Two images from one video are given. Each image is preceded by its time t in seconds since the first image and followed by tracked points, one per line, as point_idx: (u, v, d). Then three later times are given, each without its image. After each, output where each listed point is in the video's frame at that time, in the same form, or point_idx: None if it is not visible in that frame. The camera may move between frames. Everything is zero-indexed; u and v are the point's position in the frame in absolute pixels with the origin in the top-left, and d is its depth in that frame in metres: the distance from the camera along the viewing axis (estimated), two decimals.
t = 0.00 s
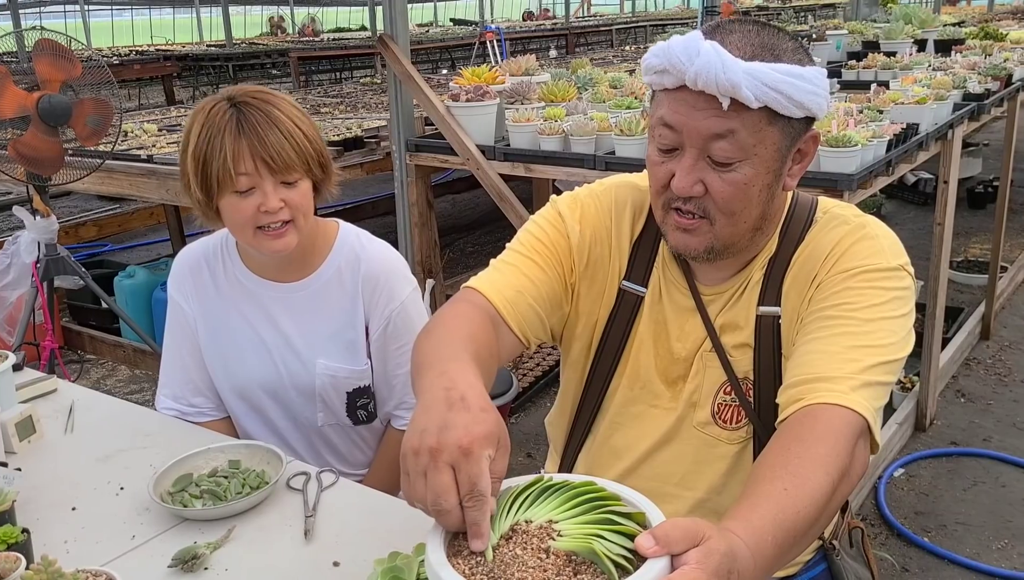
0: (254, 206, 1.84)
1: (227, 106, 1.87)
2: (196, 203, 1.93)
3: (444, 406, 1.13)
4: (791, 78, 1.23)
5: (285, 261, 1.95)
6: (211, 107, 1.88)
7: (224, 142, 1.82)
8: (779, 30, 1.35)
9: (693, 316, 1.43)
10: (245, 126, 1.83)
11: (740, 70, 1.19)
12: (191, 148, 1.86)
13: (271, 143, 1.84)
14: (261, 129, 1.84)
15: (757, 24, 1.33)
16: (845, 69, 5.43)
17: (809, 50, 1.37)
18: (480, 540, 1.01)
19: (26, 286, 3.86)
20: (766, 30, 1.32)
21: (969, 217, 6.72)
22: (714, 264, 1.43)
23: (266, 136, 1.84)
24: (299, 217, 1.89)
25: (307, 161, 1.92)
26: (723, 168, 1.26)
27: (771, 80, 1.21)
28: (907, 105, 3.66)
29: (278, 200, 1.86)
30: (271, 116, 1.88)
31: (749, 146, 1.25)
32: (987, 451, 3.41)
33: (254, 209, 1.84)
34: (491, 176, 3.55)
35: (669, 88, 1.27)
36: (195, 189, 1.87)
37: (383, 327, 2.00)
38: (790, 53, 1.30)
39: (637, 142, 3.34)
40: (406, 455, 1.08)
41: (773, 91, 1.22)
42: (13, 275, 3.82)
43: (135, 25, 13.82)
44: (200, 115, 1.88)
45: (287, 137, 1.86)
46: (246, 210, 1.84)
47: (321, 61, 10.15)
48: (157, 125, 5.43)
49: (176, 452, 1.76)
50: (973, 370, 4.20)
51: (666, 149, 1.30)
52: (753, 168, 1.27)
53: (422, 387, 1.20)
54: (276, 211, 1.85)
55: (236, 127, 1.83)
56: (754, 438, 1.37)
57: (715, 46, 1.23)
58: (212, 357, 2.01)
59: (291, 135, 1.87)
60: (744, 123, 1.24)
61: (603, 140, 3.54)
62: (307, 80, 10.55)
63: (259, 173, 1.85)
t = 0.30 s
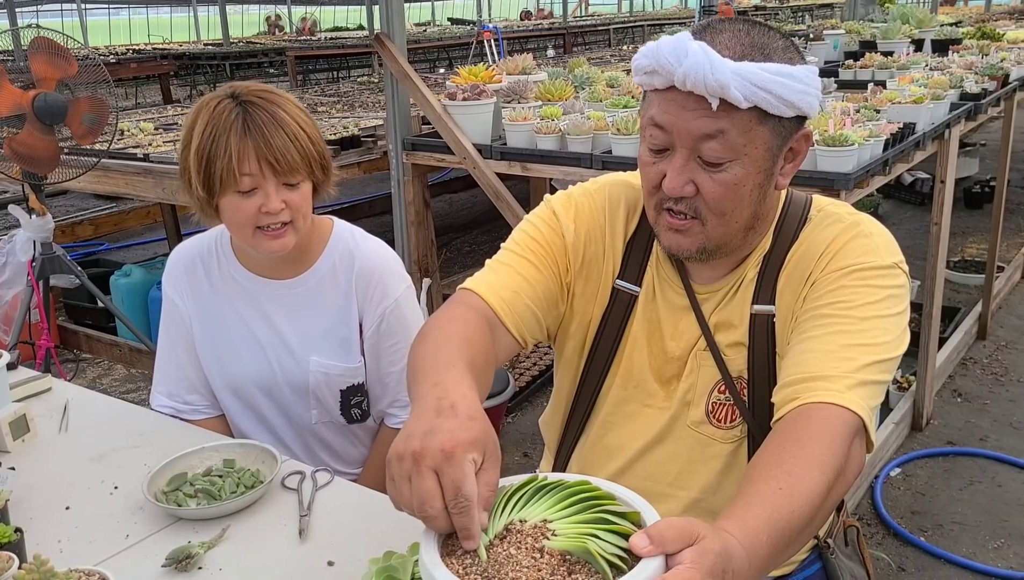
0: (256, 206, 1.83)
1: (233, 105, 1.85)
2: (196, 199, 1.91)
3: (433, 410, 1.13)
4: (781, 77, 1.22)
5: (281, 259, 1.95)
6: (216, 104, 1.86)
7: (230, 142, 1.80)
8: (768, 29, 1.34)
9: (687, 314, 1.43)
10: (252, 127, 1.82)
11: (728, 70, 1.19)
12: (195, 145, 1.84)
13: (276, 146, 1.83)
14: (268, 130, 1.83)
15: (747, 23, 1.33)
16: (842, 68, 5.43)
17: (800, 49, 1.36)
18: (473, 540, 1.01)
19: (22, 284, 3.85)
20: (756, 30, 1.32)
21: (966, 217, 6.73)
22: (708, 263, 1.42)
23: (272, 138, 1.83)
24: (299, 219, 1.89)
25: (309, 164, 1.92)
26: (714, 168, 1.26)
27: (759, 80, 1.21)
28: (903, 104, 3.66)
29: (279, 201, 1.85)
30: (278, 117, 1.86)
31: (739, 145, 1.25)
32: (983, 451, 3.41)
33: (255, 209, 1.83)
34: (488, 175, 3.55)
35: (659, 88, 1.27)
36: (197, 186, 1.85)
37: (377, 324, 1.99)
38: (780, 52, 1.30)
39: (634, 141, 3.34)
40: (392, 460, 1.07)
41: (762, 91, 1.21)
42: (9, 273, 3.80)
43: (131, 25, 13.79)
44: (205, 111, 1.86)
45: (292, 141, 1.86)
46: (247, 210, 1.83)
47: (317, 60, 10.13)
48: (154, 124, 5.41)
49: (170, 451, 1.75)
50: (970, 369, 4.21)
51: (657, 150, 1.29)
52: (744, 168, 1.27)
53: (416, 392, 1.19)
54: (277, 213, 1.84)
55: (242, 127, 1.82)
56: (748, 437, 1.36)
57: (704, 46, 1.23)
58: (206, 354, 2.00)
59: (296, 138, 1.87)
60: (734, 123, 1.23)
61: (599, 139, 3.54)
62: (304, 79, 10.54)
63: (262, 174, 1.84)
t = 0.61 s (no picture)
0: (260, 203, 1.83)
1: (242, 101, 1.85)
2: (200, 195, 1.90)
3: (425, 412, 1.13)
4: (778, 78, 1.22)
5: (281, 256, 1.95)
6: (225, 100, 1.86)
7: (238, 138, 1.80)
8: (765, 29, 1.34)
9: (683, 314, 1.42)
10: (260, 124, 1.82)
11: (726, 71, 1.19)
12: (201, 140, 1.83)
13: (284, 144, 1.83)
14: (276, 128, 1.83)
15: (743, 23, 1.32)
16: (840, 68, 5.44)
17: (797, 49, 1.36)
18: (468, 539, 1.01)
19: (19, 284, 3.84)
20: (752, 30, 1.31)
21: (964, 217, 6.73)
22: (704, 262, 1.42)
23: (280, 135, 1.83)
24: (303, 218, 1.88)
25: (316, 162, 1.92)
26: (711, 169, 1.26)
27: (757, 81, 1.20)
28: (901, 104, 3.66)
29: (284, 199, 1.85)
30: (286, 115, 1.86)
31: (736, 146, 1.25)
32: (981, 451, 3.41)
33: (260, 206, 1.83)
34: (486, 175, 3.54)
35: (655, 89, 1.26)
36: (203, 182, 1.84)
37: (376, 319, 1.99)
38: (777, 52, 1.29)
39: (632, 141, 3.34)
40: (385, 462, 1.07)
41: (759, 92, 1.21)
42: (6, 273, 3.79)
43: (129, 24, 13.76)
44: (213, 107, 1.85)
45: (300, 139, 1.86)
46: (252, 207, 1.83)
47: (315, 60, 10.12)
48: (151, 123, 5.41)
49: (167, 450, 1.75)
50: (968, 369, 4.21)
51: (654, 151, 1.29)
52: (741, 168, 1.26)
53: (411, 394, 1.19)
54: (282, 210, 1.84)
55: (251, 124, 1.81)
56: (746, 437, 1.36)
57: (701, 48, 1.23)
58: (204, 351, 2.00)
59: (303, 136, 1.87)
60: (731, 124, 1.23)
61: (597, 138, 3.53)
62: (302, 78, 10.53)
63: (269, 171, 1.83)
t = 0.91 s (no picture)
0: (274, 197, 1.83)
1: (260, 96, 1.86)
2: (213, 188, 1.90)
3: (426, 416, 1.13)
4: (775, 78, 1.22)
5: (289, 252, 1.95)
6: (244, 94, 1.87)
7: (255, 131, 1.81)
8: (761, 28, 1.34)
9: (682, 315, 1.42)
10: (278, 118, 1.83)
11: (723, 72, 1.19)
12: (218, 132, 1.84)
13: (301, 139, 1.83)
14: (293, 123, 1.84)
15: (740, 23, 1.33)
16: (839, 68, 5.44)
17: (793, 49, 1.36)
18: (469, 543, 1.01)
19: (19, 284, 3.83)
20: (749, 30, 1.31)
21: (963, 217, 6.74)
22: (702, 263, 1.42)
23: (298, 130, 1.84)
24: (315, 214, 1.88)
25: (330, 160, 1.92)
26: (708, 170, 1.26)
27: (754, 81, 1.20)
28: (901, 104, 3.66)
29: (298, 194, 1.85)
30: (304, 111, 1.87)
31: (733, 147, 1.25)
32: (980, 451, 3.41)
33: (274, 200, 1.83)
34: (485, 175, 3.54)
35: (652, 90, 1.26)
36: (217, 173, 1.84)
37: (386, 314, 2.00)
38: (774, 53, 1.29)
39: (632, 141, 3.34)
40: (386, 465, 1.07)
41: (756, 92, 1.21)
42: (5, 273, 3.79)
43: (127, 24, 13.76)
44: (232, 101, 1.87)
45: (317, 135, 1.86)
46: (266, 200, 1.83)
47: (314, 59, 10.12)
48: (151, 124, 5.41)
49: (165, 451, 1.75)
50: (967, 369, 4.21)
51: (651, 152, 1.29)
52: (738, 169, 1.26)
53: (410, 396, 1.19)
54: (295, 205, 1.84)
55: (269, 117, 1.82)
56: (744, 437, 1.36)
57: (697, 48, 1.23)
58: (210, 346, 1.99)
59: (320, 133, 1.88)
60: (729, 124, 1.23)
61: (597, 139, 3.54)
62: (302, 78, 10.54)
63: (284, 165, 1.84)
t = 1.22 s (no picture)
0: (292, 191, 1.83)
1: (278, 93, 1.87)
2: (231, 185, 1.90)
3: (424, 412, 1.14)
4: (757, 79, 1.22)
5: (303, 250, 1.96)
6: (262, 92, 1.88)
7: (275, 126, 1.82)
8: (745, 26, 1.34)
9: (679, 313, 1.43)
10: (297, 113, 1.84)
11: (702, 76, 1.19)
12: (237, 128, 1.84)
13: (320, 135, 1.85)
14: (312, 118, 1.85)
15: (725, 23, 1.33)
16: (837, 68, 5.45)
17: (780, 46, 1.36)
18: (462, 540, 1.01)
19: (17, 284, 3.82)
20: (734, 30, 1.31)
21: (960, 216, 6.76)
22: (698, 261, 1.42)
23: (316, 126, 1.85)
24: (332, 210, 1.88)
25: (347, 157, 1.93)
26: (696, 172, 1.26)
27: (734, 83, 1.20)
28: (898, 104, 3.67)
29: (315, 189, 1.85)
30: (322, 107, 1.89)
31: (719, 148, 1.25)
32: (978, 450, 3.42)
33: (292, 194, 1.83)
34: (483, 174, 3.54)
35: (637, 95, 1.27)
36: (236, 168, 1.84)
37: (398, 317, 2.01)
38: (759, 52, 1.29)
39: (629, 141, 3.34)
40: (384, 462, 1.07)
41: (738, 94, 1.21)
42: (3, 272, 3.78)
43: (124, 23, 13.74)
44: (250, 98, 1.88)
45: (335, 131, 1.88)
46: (283, 194, 1.83)
47: (312, 59, 10.12)
48: (149, 123, 5.40)
49: (164, 450, 1.75)
50: (964, 369, 4.22)
51: (640, 155, 1.30)
52: (725, 170, 1.27)
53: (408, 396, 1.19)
54: (312, 200, 1.84)
55: (288, 112, 1.84)
56: (741, 435, 1.36)
57: (677, 53, 1.23)
58: (218, 344, 1.99)
59: (338, 129, 1.89)
60: (713, 127, 1.23)
61: (595, 138, 3.53)
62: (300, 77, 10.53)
63: (302, 160, 1.84)
